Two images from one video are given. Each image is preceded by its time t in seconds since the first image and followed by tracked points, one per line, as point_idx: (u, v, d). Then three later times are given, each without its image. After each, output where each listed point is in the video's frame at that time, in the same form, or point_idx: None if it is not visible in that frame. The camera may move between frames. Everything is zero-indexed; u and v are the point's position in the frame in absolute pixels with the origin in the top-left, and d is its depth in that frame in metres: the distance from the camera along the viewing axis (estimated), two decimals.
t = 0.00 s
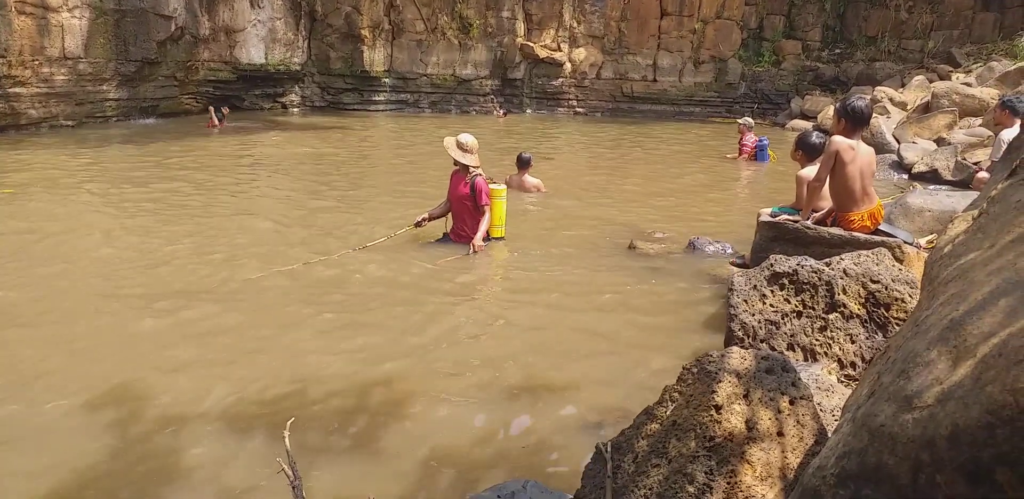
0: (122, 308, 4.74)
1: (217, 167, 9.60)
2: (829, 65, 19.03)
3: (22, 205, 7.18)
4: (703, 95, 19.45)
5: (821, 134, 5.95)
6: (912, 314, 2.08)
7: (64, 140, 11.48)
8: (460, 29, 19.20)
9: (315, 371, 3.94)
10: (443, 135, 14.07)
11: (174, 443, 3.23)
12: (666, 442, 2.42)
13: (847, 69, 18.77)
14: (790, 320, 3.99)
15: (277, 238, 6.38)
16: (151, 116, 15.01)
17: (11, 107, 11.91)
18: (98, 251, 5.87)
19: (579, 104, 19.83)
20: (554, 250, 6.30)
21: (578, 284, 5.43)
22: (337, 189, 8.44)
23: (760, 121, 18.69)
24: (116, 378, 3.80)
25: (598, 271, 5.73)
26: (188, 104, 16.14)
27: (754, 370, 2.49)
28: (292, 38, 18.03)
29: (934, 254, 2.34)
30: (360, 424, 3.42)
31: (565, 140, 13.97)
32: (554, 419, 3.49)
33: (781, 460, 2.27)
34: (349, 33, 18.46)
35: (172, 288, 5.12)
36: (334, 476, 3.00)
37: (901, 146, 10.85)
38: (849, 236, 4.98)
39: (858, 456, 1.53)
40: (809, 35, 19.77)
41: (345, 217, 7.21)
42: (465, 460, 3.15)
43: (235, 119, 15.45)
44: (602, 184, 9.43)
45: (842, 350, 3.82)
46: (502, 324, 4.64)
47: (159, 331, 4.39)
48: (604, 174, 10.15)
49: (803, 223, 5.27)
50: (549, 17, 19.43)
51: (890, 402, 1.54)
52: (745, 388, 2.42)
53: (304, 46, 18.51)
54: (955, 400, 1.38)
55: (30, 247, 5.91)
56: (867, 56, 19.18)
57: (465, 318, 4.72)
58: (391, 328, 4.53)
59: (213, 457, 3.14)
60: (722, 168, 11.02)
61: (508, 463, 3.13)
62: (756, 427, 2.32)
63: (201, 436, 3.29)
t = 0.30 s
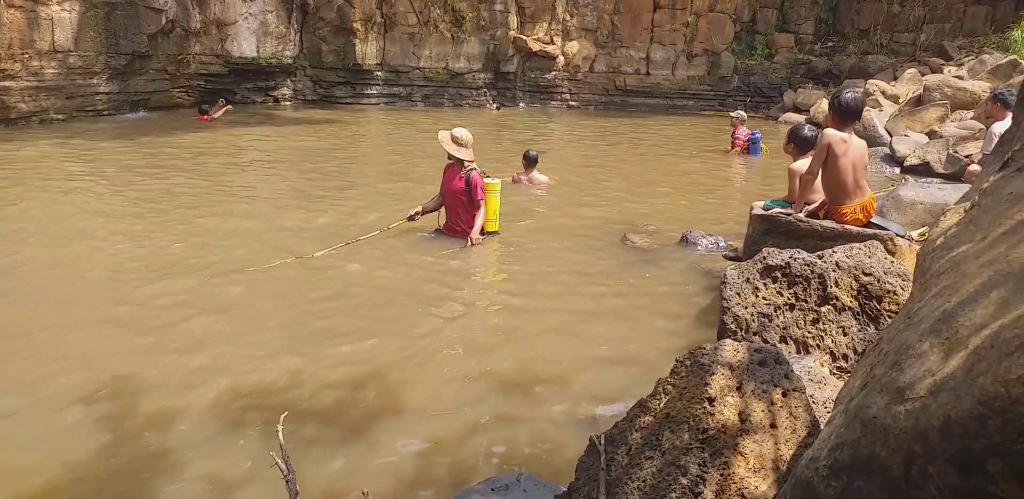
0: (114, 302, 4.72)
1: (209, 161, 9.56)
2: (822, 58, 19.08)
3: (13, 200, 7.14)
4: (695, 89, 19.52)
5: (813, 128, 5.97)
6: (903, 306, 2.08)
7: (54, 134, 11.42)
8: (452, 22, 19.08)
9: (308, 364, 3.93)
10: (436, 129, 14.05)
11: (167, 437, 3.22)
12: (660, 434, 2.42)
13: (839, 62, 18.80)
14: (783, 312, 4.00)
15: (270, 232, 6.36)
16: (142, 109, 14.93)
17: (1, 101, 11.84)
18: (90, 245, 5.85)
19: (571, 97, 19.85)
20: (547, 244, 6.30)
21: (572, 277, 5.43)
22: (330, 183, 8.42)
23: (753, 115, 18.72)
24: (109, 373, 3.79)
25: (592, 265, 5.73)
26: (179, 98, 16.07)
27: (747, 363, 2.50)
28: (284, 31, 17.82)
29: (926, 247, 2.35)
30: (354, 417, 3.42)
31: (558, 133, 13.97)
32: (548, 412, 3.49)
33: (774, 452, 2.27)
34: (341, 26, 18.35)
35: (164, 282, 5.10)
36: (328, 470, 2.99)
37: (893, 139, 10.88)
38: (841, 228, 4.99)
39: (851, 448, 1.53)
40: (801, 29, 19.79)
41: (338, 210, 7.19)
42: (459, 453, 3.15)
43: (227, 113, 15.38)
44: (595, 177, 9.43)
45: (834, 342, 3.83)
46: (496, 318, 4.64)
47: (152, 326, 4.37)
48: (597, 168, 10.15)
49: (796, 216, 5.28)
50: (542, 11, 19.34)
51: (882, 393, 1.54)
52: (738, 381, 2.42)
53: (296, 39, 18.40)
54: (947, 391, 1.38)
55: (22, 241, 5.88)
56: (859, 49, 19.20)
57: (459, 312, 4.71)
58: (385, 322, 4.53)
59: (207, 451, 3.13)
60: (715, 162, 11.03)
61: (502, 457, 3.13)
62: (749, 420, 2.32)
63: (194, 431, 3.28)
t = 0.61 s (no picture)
0: (112, 294, 4.73)
1: (205, 153, 9.56)
2: (817, 50, 19.11)
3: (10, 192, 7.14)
4: (691, 80, 19.54)
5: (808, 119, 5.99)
6: (898, 297, 2.11)
7: (49, 125, 11.41)
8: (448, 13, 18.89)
9: (306, 356, 3.94)
10: (432, 120, 14.05)
11: (167, 429, 3.24)
12: (656, 424, 2.44)
13: (835, 54, 18.83)
14: (778, 304, 4.02)
15: (267, 224, 6.36)
16: (137, 102, 14.88)
17: None
18: (87, 237, 5.85)
19: (568, 89, 19.89)
20: (543, 235, 6.31)
21: (568, 269, 5.45)
22: (326, 175, 8.42)
23: (749, 107, 18.71)
24: (108, 365, 3.80)
25: (588, 256, 5.75)
26: (175, 90, 16.03)
27: (743, 353, 2.51)
28: (279, 23, 17.75)
29: (920, 238, 2.37)
30: (352, 408, 3.44)
31: (554, 125, 13.98)
32: (546, 403, 3.51)
33: (769, 442, 2.30)
34: (337, 18, 18.40)
35: (162, 274, 5.10)
36: (328, 462, 3.01)
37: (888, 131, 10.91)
38: (836, 220, 5.02)
39: (846, 437, 1.55)
40: (797, 21, 19.79)
41: (334, 202, 7.20)
42: (458, 444, 3.17)
43: (223, 105, 15.34)
44: (590, 170, 9.45)
45: (829, 333, 3.86)
46: (494, 309, 4.65)
47: (150, 317, 4.38)
48: (593, 160, 10.16)
49: (791, 207, 5.30)
50: (539, 2, 19.24)
51: (878, 383, 1.56)
52: (734, 371, 2.44)
53: (291, 31, 18.33)
54: (943, 382, 1.40)
55: (19, 233, 5.88)
56: (855, 41, 19.21)
57: (456, 304, 4.73)
58: (383, 313, 4.54)
59: (207, 442, 3.15)
60: (710, 153, 11.06)
61: (501, 447, 3.15)
62: (744, 410, 2.34)
63: (194, 422, 3.30)
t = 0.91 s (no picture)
0: (102, 286, 4.71)
1: (195, 145, 9.52)
2: (809, 44, 19.13)
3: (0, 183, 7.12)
4: (684, 74, 19.54)
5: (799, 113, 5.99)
6: (889, 290, 2.10)
7: (39, 117, 11.38)
8: (440, 6, 19.01)
9: (297, 348, 3.93)
10: (425, 113, 14.02)
11: (158, 420, 3.22)
12: (648, 417, 2.44)
13: (827, 48, 18.84)
14: (769, 297, 4.03)
15: (258, 216, 6.34)
16: (127, 93, 14.84)
17: None
18: (77, 229, 5.83)
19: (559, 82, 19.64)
20: (536, 229, 6.30)
21: (560, 262, 5.45)
22: (318, 168, 8.40)
23: (741, 100, 18.69)
24: (98, 356, 3.78)
25: (580, 249, 5.75)
26: (165, 81, 15.97)
27: (734, 345, 2.51)
28: (271, 14, 17.67)
29: (911, 232, 2.38)
30: (343, 401, 3.43)
31: (547, 119, 13.96)
32: (538, 396, 3.51)
33: (759, 434, 2.30)
34: (329, 10, 18.30)
35: (153, 266, 5.09)
36: (319, 454, 3.01)
37: (880, 125, 10.94)
38: (827, 214, 5.03)
39: (837, 429, 1.55)
40: (790, 14, 19.80)
41: (326, 195, 7.17)
42: (449, 437, 3.17)
43: (213, 97, 15.30)
44: (583, 163, 9.44)
45: (820, 326, 3.87)
46: (485, 301, 4.65)
47: (141, 310, 4.37)
48: (586, 153, 10.16)
49: (783, 201, 5.31)
50: None
51: (867, 376, 1.56)
52: (725, 364, 2.43)
53: (283, 22, 18.27)
54: (931, 375, 1.39)
55: (9, 224, 5.86)
56: (847, 35, 19.22)
57: (448, 296, 4.72)
58: (374, 306, 4.53)
59: (197, 433, 3.14)
60: (702, 147, 11.07)
61: (491, 439, 3.16)
62: (735, 402, 2.34)
63: (185, 413, 3.29)
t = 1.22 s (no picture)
0: (89, 279, 4.67)
1: (185, 136, 9.47)
2: (800, 37, 19.14)
3: None
4: (675, 67, 19.53)
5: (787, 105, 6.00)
6: (879, 283, 2.10)
7: (26, 108, 11.30)
8: None
9: (287, 341, 3.92)
10: (415, 105, 13.99)
11: (146, 413, 3.21)
12: (638, 409, 2.45)
13: (817, 41, 18.86)
14: (759, 289, 4.04)
15: (247, 209, 6.30)
16: (115, 84, 14.75)
17: None
18: (65, 221, 5.79)
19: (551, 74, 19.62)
20: (527, 222, 6.29)
21: (550, 254, 5.45)
22: (308, 160, 8.36)
23: (731, 93, 18.67)
24: (85, 350, 3.76)
25: (571, 242, 5.75)
26: (154, 73, 15.87)
27: (725, 338, 2.51)
28: (261, 6, 17.49)
29: (902, 224, 2.37)
30: (333, 394, 3.42)
31: (538, 111, 13.95)
32: (528, 389, 3.51)
33: (749, 427, 2.30)
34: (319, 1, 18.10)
35: (142, 259, 5.05)
36: (308, 448, 2.99)
37: (870, 119, 10.97)
38: (818, 207, 5.04)
39: (827, 421, 1.55)
40: (781, 7, 19.79)
41: (316, 187, 7.14)
42: (439, 430, 3.16)
43: (202, 88, 15.21)
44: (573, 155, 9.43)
45: (810, 319, 3.88)
46: (475, 294, 4.64)
47: (129, 302, 4.34)
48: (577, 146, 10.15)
49: (773, 194, 5.32)
50: None
51: (858, 368, 1.56)
52: (715, 356, 2.43)
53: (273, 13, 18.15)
54: (921, 366, 1.39)
55: None
56: (838, 28, 19.21)
57: (439, 289, 4.71)
58: (364, 299, 4.51)
59: (187, 427, 3.12)
60: (693, 140, 11.08)
61: (481, 432, 3.15)
62: (725, 394, 2.34)
63: (173, 407, 3.27)
